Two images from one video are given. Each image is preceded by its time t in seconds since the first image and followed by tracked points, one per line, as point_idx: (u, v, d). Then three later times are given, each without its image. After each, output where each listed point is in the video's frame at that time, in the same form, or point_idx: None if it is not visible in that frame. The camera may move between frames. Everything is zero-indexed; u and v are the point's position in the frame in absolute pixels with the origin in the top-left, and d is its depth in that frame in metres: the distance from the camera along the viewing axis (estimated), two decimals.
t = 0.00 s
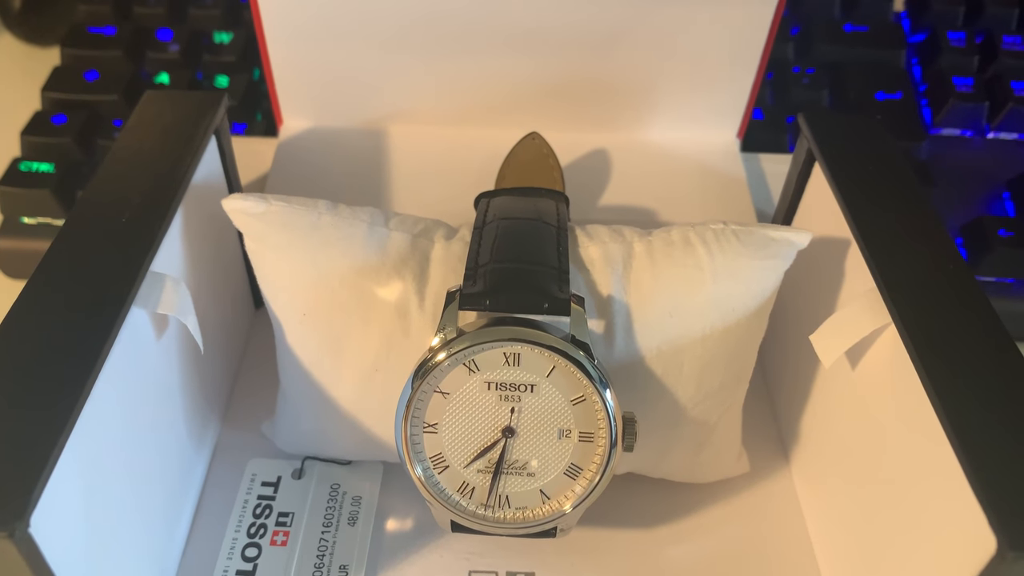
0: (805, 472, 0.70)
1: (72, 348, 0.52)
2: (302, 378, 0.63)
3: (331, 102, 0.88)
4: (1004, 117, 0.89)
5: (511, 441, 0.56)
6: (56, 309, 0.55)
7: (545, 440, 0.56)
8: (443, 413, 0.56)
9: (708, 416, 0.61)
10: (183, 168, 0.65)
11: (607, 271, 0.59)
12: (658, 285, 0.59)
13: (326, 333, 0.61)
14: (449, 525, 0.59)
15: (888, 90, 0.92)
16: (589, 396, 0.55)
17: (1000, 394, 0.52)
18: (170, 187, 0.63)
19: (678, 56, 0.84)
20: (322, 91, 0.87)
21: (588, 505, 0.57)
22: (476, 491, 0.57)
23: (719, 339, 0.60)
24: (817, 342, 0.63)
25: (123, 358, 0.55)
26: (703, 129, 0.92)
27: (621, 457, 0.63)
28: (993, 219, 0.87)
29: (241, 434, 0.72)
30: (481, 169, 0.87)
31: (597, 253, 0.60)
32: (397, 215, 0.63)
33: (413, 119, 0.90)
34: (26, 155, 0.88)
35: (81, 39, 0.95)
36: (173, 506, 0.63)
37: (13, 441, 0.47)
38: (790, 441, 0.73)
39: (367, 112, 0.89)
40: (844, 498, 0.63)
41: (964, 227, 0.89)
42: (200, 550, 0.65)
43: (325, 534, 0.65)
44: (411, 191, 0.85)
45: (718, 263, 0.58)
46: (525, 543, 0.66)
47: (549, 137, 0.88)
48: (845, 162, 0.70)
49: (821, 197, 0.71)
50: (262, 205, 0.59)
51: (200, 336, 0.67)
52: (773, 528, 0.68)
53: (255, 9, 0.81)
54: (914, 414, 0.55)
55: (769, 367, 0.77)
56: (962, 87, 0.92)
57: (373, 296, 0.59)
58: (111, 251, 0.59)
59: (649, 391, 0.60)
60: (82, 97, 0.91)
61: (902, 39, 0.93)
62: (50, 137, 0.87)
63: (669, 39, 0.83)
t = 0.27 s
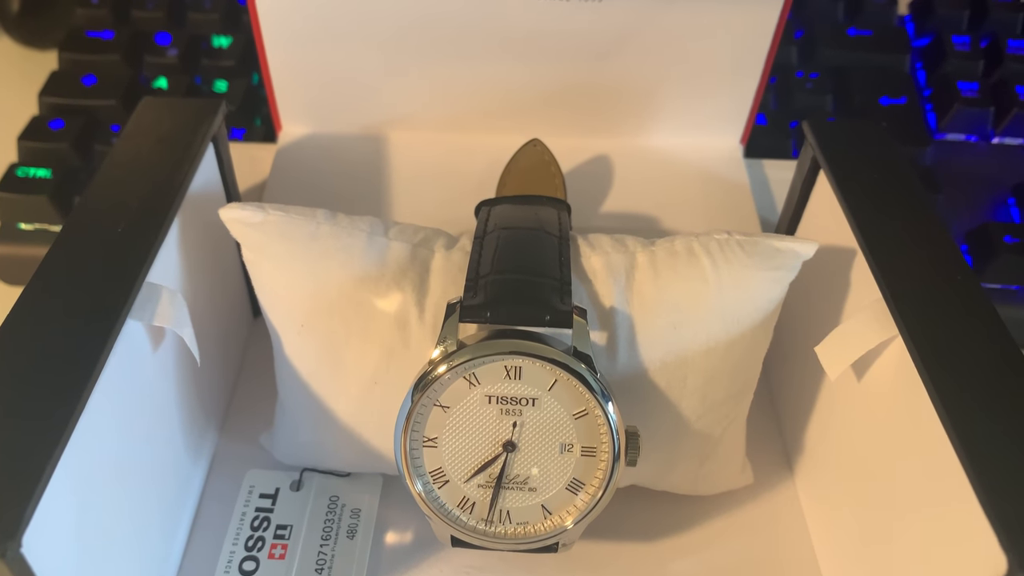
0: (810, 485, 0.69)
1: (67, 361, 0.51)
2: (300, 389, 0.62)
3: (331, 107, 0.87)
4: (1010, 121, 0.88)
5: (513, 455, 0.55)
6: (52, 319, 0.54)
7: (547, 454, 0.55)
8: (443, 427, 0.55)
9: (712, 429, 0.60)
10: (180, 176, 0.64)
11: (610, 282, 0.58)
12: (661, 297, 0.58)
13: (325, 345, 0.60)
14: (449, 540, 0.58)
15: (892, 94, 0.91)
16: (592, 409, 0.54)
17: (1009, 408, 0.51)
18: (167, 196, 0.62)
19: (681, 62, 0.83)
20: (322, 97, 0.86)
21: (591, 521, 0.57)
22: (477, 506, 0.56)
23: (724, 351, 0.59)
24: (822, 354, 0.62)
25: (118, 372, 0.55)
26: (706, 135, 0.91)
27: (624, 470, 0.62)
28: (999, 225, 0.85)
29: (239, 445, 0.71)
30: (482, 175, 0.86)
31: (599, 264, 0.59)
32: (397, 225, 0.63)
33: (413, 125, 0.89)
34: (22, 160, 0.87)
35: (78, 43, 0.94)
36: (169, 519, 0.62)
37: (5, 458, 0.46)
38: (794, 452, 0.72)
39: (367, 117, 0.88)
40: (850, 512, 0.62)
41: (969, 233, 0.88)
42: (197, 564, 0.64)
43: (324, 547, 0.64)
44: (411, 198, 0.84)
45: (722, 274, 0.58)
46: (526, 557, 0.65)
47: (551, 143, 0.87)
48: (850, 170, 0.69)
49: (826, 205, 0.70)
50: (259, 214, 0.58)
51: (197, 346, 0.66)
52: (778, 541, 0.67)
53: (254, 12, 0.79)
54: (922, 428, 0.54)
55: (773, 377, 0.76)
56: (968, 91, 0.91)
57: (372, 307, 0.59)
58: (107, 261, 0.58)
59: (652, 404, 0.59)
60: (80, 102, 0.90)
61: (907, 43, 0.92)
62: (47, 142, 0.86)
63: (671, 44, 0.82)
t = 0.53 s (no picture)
0: (813, 490, 0.68)
1: (64, 368, 0.51)
2: (299, 395, 0.62)
3: (331, 110, 0.87)
4: (1014, 124, 0.88)
5: (513, 462, 0.55)
6: (50, 326, 0.53)
7: (548, 461, 0.55)
8: (443, 434, 0.54)
9: (714, 435, 0.60)
10: (179, 180, 0.64)
11: (611, 287, 0.58)
12: (663, 302, 0.57)
13: (324, 350, 0.59)
14: (449, 547, 0.57)
15: (895, 97, 0.90)
16: (593, 416, 0.54)
17: (1014, 414, 0.51)
18: (166, 201, 0.62)
19: (683, 65, 0.83)
20: (322, 99, 0.86)
21: (592, 528, 0.56)
22: (478, 513, 0.56)
23: (726, 356, 0.58)
24: (825, 360, 0.61)
25: (115, 379, 0.54)
26: (708, 138, 0.90)
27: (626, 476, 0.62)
28: (1003, 228, 0.85)
29: (238, 450, 0.71)
30: (483, 178, 0.86)
31: (600, 269, 0.59)
32: (397, 229, 0.62)
33: (414, 127, 0.88)
34: (21, 164, 0.87)
35: (76, 44, 0.94)
36: (167, 525, 0.62)
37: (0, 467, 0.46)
38: (797, 457, 0.71)
39: (367, 120, 0.88)
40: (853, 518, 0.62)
41: (972, 236, 0.88)
42: (196, 570, 0.63)
43: (323, 553, 0.63)
44: (411, 201, 0.84)
45: (724, 279, 0.57)
46: (527, 563, 0.64)
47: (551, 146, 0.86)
48: (853, 173, 0.69)
49: (829, 209, 0.70)
50: (258, 219, 0.58)
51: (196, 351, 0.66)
52: (781, 547, 0.66)
53: (253, 16, 0.79)
54: (926, 435, 0.54)
55: (776, 381, 0.76)
56: (970, 94, 0.90)
57: (371, 313, 0.58)
58: (105, 266, 0.57)
59: (654, 410, 0.59)
60: (80, 105, 0.90)
61: (909, 44, 0.91)
62: (46, 145, 0.86)
63: (673, 47, 0.81)
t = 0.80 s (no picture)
0: (813, 492, 0.68)
1: (63, 371, 0.51)
2: (299, 397, 0.61)
3: (331, 111, 0.87)
4: (1014, 124, 0.87)
5: (514, 464, 0.55)
6: (49, 329, 0.53)
7: (548, 463, 0.55)
8: (443, 436, 0.54)
9: (715, 437, 0.60)
10: (179, 182, 0.63)
11: (612, 288, 0.58)
12: (664, 304, 0.57)
13: (324, 352, 0.59)
14: (449, 549, 0.57)
15: (896, 97, 0.90)
16: (593, 418, 0.54)
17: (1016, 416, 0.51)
18: (165, 202, 0.62)
19: (683, 66, 0.83)
20: (321, 100, 0.86)
21: (592, 530, 0.56)
22: (478, 515, 0.56)
23: (727, 358, 0.58)
24: (826, 362, 0.61)
25: (114, 381, 0.54)
26: (708, 139, 0.90)
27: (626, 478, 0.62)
28: (1003, 229, 0.85)
29: (237, 451, 0.71)
30: (483, 179, 0.85)
31: (601, 270, 0.59)
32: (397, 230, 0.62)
33: (413, 128, 0.88)
34: (21, 164, 0.87)
35: (76, 45, 0.93)
36: (166, 527, 0.62)
37: None
38: (797, 459, 0.71)
39: (368, 121, 0.88)
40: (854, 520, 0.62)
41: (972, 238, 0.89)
42: (195, 572, 0.63)
43: (323, 555, 0.63)
44: (411, 202, 0.84)
45: (725, 281, 0.57)
46: (527, 565, 0.64)
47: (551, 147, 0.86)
48: (855, 175, 0.69)
49: (830, 210, 0.70)
50: (258, 220, 0.58)
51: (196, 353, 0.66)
52: (782, 549, 0.66)
53: (253, 18, 0.79)
54: (927, 437, 0.54)
55: (776, 382, 0.76)
56: (971, 94, 0.90)
57: (371, 314, 0.58)
58: (104, 268, 0.57)
59: (654, 412, 0.59)
60: (79, 105, 0.90)
61: (909, 45, 0.91)
62: (46, 145, 0.86)
63: (673, 48, 0.81)
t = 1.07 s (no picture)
0: (815, 496, 0.68)
1: (59, 375, 0.50)
2: (298, 400, 0.61)
3: (330, 112, 0.86)
4: (1016, 126, 0.87)
5: (514, 468, 0.55)
6: (47, 332, 0.53)
7: (548, 467, 0.55)
8: (443, 440, 0.54)
9: (716, 441, 0.60)
10: (178, 184, 0.63)
11: (612, 291, 0.58)
12: (664, 307, 0.57)
13: (324, 355, 0.59)
14: (449, 553, 0.57)
15: (896, 98, 0.90)
16: (594, 422, 0.53)
17: (1018, 419, 0.50)
18: (164, 204, 0.62)
19: (683, 67, 0.83)
20: (321, 101, 0.85)
21: (592, 535, 0.56)
22: (478, 519, 0.55)
23: (728, 361, 0.58)
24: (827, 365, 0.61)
25: (113, 385, 0.54)
26: (709, 140, 0.90)
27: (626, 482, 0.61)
28: (1005, 231, 0.84)
29: (237, 455, 0.70)
30: (483, 181, 0.85)
31: (602, 273, 0.59)
32: (397, 232, 0.62)
33: (413, 129, 0.88)
34: (20, 165, 0.86)
35: (75, 46, 0.93)
36: (165, 531, 0.62)
37: None
38: (798, 462, 0.71)
39: (367, 122, 0.87)
40: (856, 524, 0.61)
41: (974, 239, 0.87)
42: None
43: (323, 559, 0.63)
44: (411, 203, 0.83)
45: (726, 284, 0.57)
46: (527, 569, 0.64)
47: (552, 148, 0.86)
48: (856, 177, 0.68)
49: (831, 212, 0.69)
50: (257, 223, 0.58)
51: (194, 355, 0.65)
52: (783, 552, 0.66)
53: (252, 16, 0.78)
54: (928, 441, 0.53)
55: (777, 385, 0.76)
56: (972, 95, 0.90)
57: (371, 317, 0.58)
58: (102, 271, 0.57)
59: (655, 416, 0.58)
60: (78, 106, 0.89)
61: (911, 46, 0.91)
62: (46, 146, 0.86)
63: (674, 49, 0.81)
